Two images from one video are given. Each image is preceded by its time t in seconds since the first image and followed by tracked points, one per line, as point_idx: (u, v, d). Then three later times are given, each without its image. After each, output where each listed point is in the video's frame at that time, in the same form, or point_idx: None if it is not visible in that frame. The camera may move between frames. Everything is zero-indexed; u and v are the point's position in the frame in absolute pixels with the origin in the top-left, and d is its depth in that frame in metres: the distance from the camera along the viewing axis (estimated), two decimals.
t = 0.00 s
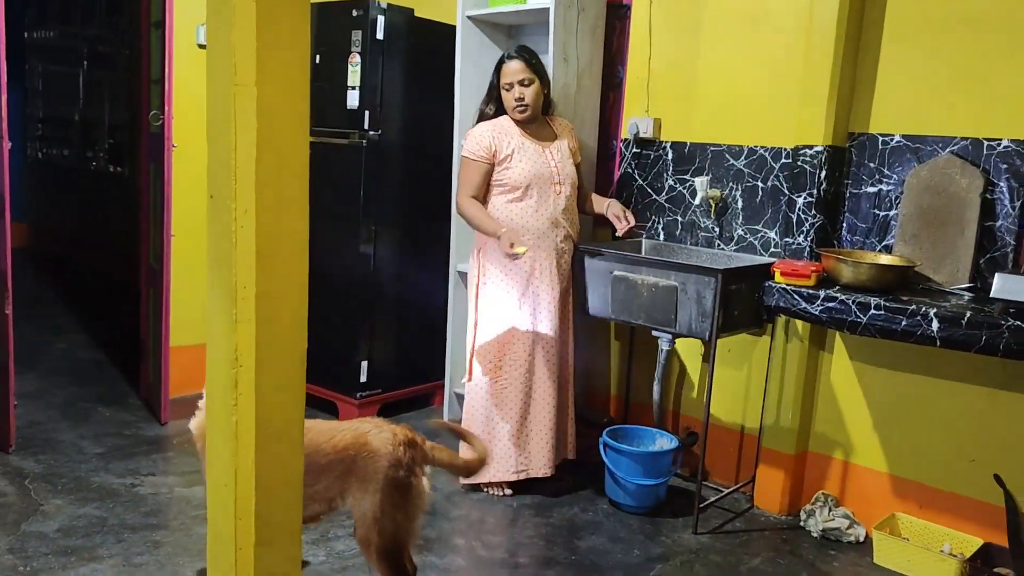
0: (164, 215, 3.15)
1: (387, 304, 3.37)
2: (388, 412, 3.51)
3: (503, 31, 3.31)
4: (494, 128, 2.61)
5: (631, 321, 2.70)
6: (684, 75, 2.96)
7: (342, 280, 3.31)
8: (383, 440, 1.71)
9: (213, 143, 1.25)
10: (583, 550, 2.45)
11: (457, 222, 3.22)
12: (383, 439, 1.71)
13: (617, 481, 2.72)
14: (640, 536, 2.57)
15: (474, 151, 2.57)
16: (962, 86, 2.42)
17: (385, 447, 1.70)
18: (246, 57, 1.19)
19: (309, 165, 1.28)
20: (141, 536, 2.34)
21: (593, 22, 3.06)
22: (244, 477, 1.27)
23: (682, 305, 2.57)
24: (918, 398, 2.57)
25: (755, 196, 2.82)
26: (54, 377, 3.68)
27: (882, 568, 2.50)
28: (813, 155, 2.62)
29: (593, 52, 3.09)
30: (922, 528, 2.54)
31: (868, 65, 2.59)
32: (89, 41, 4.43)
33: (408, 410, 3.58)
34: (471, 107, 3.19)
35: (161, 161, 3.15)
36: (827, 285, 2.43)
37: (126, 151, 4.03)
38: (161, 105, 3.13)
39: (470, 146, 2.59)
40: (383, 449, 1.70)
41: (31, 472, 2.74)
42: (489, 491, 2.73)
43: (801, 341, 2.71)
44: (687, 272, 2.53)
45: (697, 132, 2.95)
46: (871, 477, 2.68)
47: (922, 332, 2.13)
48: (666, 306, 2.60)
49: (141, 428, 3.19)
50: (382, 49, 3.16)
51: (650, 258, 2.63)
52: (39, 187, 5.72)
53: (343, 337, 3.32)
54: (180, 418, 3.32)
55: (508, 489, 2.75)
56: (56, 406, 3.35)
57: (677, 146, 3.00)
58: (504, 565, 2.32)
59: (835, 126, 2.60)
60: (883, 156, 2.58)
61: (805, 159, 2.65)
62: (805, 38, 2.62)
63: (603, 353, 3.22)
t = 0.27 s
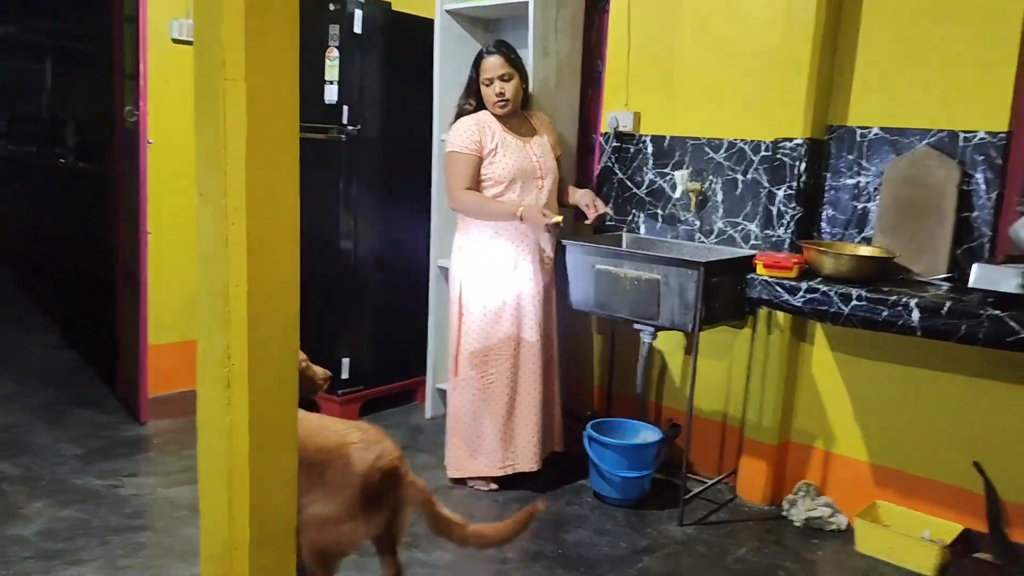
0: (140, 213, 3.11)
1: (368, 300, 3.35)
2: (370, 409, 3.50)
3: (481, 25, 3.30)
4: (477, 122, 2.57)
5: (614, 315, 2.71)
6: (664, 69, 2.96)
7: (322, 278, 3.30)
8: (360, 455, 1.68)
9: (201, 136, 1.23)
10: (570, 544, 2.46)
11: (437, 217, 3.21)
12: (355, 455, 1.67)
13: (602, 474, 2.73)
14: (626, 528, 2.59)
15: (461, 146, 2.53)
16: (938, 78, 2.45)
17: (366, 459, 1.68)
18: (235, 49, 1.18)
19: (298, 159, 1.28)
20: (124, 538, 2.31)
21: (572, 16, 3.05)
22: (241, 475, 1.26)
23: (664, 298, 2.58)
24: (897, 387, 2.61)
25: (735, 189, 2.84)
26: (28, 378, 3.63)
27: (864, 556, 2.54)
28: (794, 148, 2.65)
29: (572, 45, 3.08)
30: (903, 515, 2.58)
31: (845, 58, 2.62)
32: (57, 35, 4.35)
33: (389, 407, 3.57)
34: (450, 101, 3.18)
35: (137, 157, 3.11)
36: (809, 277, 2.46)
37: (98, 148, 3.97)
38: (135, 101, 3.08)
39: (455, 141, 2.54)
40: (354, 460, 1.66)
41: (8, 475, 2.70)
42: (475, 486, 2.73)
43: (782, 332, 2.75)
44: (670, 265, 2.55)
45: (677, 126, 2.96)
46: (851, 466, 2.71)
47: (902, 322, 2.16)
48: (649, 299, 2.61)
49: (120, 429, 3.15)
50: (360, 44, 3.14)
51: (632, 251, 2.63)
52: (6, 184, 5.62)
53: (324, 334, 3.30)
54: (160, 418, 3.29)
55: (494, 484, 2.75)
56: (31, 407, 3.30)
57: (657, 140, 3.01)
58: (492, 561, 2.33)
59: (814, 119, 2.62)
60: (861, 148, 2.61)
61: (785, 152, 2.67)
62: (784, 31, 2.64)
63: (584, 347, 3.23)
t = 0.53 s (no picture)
0: (107, 212, 3.03)
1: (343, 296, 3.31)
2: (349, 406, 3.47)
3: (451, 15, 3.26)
4: (459, 114, 2.53)
5: (596, 305, 2.71)
6: (638, 58, 2.97)
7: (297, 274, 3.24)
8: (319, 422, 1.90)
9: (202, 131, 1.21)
10: (561, 535, 2.48)
11: (412, 210, 3.18)
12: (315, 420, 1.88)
13: (588, 464, 2.74)
14: (615, 517, 2.61)
15: (446, 138, 2.49)
16: (911, 64, 2.48)
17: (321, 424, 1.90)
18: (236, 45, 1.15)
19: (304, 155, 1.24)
20: (108, 546, 2.26)
21: (544, 5, 3.03)
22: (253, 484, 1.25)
23: (646, 287, 2.59)
24: (876, 369, 2.66)
25: (711, 177, 2.86)
26: None
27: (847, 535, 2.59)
28: (770, 136, 2.65)
29: (545, 35, 3.06)
30: (884, 495, 2.64)
31: (819, 45, 2.64)
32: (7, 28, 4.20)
33: (367, 403, 3.54)
34: (423, 93, 3.15)
35: (101, 155, 3.02)
36: (789, 262, 2.49)
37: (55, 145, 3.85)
38: (99, 97, 2.99)
39: (438, 133, 2.51)
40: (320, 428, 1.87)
41: None
42: (461, 480, 2.72)
43: (762, 318, 2.78)
44: (651, 254, 2.55)
45: (652, 115, 2.97)
46: (832, 448, 2.77)
47: (884, 305, 2.20)
48: (631, 289, 2.62)
49: (93, 434, 3.08)
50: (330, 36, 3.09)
51: (612, 241, 2.63)
52: None
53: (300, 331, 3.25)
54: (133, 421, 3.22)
55: (479, 477, 2.74)
56: None
57: (631, 129, 3.02)
58: (486, 554, 2.33)
59: (789, 106, 2.64)
60: (835, 135, 2.63)
61: (761, 140, 2.68)
62: (758, 19, 2.65)
63: (563, 338, 3.23)
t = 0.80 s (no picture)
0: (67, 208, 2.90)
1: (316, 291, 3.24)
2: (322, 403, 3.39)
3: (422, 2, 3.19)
4: (443, 103, 2.49)
5: (580, 296, 2.69)
6: (615, 47, 2.95)
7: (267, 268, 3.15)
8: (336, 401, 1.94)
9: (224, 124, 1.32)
10: (552, 528, 2.46)
11: (386, 202, 3.11)
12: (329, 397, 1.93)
13: (575, 456, 2.73)
14: (603, 508, 2.61)
15: (433, 127, 2.44)
16: (889, 53, 2.51)
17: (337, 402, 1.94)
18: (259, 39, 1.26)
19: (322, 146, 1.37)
20: (86, 557, 2.17)
21: None
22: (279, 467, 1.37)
23: (631, 277, 2.58)
24: (856, 355, 2.69)
25: (690, 166, 2.85)
26: None
27: (830, 519, 2.64)
28: (749, 125, 2.66)
29: (520, 23, 3.02)
30: (865, 478, 2.69)
31: (798, 34, 2.65)
32: None
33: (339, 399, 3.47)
34: (395, 82, 3.08)
35: (60, 148, 2.89)
36: (773, 251, 2.50)
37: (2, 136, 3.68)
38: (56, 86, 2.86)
39: (424, 122, 2.45)
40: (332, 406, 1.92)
41: None
42: (446, 476, 2.68)
43: (743, 307, 2.79)
44: (638, 245, 2.54)
45: (629, 104, 2.95)
46: (813, 433, 2.80)
47: (872, 291, 2.22)
48: (616, 279, 2.61)
49: (56, 439, 2.95)
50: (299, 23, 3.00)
51: (596, 231, 2.63)
52: None
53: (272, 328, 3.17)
54: (98, 424, 3.10)
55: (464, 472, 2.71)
56: None
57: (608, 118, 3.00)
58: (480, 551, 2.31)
59: (769, 94, 2.65)
60: (814, 123, 2.65)
61: (742, 128, 2.69)
62: (738, 7, 2.66)
63: (540, 328, 3.21)
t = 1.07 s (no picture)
0: (19, 205, 2.77)
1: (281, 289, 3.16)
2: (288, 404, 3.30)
3: None
4: (420, 97, 2.44)
5: (558, 292, 2.68)
6: (586, 41, 2.94)
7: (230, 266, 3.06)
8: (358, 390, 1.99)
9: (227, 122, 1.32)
10: (533, 527, 2.44)
11: (353, 198, 3.05)
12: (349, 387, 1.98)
13: (552, 453, 2.71)
14: (582, 504, 2.59)
15: (411, 121, 2.39)
16: (861, 49, 2.54)
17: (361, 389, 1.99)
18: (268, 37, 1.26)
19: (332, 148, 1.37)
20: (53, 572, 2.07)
21: None
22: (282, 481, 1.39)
23: (609, 273, 2.57)
24: (827, 346, 2.72)
25: (663, 161, 2.85)
26: None
27: (805, 510, 2.66)
28: (723, 120, 2.66)
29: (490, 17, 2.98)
30: (839, 468, 2.72)
31: (771, 29, 2.67)
32: None
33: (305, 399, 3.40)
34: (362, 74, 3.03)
35: (11, 143, 2.76)
36: (751, 246, 2.51)
37: None
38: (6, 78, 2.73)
39: (400, 116, 2.40)
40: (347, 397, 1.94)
41: None
42: (424, 476, 2.67)
43: (717, 301, 2.79)
44: (615, 240, 2.53)
45: (601, 98, 2.94)
46: (785, 425, 2.82)
47: (851, 285, 2.25)
48: (593, 275, 2.59)
49: (10, 447, 2.83)
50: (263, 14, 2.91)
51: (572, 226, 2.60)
52: None
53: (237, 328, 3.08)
54: (53, 431, 2.97)
55: (441, 472, 2.69)
56: None
57: (580, 113, 2.98)
58: (462, 553, 2.27)
59: (743, 89, 2.65)
60: (788, 118, 2.68)
61: (716, 123, 2.68)
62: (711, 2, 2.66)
63: (514, 325, 3.17)
